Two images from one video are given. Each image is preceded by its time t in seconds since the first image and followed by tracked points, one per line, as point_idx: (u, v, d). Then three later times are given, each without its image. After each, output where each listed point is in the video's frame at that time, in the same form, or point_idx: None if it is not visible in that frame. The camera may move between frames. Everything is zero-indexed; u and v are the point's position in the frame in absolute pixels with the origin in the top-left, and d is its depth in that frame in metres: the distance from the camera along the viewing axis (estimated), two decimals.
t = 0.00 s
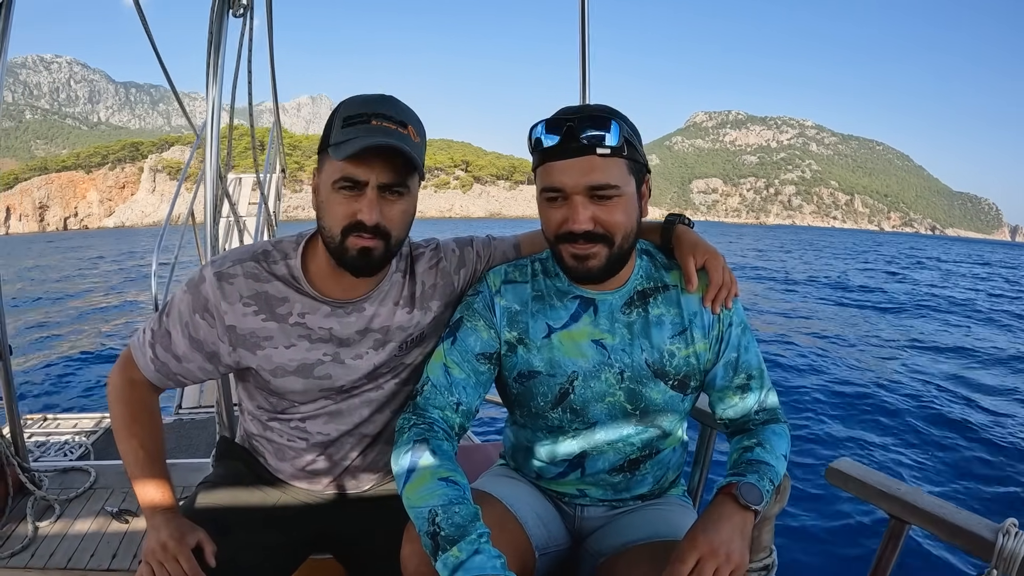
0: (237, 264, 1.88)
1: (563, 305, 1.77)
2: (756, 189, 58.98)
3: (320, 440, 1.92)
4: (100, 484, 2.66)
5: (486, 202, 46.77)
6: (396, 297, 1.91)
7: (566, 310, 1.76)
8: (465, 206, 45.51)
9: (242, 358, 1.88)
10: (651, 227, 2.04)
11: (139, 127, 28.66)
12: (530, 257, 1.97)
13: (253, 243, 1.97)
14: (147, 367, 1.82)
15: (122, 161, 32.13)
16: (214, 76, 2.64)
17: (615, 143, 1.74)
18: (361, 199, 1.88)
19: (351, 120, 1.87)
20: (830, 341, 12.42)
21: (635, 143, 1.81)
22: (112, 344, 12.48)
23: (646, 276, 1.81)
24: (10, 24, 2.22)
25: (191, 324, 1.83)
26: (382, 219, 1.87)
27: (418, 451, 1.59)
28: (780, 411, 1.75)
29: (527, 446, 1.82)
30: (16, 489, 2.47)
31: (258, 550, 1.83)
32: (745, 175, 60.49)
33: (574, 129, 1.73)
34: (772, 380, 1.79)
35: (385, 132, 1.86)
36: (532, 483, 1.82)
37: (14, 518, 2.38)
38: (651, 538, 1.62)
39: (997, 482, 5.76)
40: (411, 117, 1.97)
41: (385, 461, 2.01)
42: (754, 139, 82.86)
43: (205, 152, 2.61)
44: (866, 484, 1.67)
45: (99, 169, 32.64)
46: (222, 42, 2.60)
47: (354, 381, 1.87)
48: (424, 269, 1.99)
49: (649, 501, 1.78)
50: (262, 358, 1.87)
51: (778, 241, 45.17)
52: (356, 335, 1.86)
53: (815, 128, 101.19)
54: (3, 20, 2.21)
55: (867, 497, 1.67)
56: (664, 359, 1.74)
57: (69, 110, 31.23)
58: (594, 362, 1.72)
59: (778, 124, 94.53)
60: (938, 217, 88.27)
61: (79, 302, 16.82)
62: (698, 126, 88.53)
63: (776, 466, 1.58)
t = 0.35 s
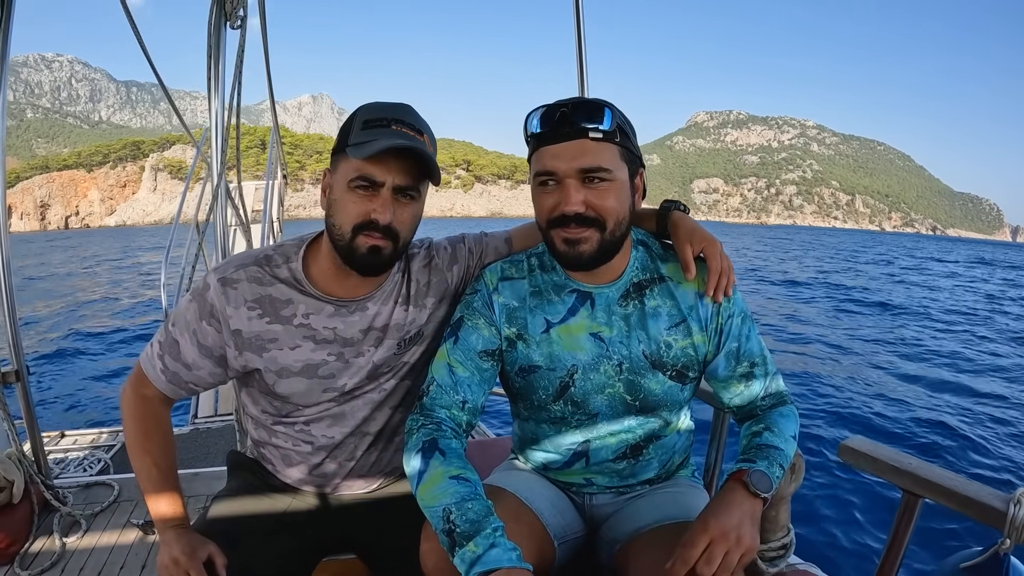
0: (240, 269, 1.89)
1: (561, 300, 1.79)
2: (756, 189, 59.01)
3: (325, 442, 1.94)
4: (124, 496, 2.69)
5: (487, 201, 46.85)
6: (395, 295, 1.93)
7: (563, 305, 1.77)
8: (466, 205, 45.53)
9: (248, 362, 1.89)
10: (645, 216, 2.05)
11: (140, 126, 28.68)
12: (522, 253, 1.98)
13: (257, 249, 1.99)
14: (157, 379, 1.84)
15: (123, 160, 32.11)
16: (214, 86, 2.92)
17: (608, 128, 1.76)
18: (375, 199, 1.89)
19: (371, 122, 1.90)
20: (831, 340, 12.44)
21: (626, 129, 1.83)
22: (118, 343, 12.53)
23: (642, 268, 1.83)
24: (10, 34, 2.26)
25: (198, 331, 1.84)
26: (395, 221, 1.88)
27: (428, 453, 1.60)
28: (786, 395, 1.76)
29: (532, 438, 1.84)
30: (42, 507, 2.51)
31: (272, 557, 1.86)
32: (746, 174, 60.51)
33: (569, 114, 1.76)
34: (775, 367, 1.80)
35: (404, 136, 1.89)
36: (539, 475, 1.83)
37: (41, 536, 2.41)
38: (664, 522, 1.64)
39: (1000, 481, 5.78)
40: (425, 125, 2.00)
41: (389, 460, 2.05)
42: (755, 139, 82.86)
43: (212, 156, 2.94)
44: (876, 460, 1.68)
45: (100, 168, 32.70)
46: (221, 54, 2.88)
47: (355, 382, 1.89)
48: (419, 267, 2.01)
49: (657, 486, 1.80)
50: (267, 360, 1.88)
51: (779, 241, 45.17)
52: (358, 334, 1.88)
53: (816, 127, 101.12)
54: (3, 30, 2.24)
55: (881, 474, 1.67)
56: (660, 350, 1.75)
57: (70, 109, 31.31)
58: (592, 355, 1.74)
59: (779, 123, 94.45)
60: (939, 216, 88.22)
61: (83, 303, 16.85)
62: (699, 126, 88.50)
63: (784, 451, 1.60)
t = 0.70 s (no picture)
0: (244, 275, 1.90)
1: (568, 301, 1.79)
2: (758, 189, 58.95)
3: (333, 444, 1.95)
4: (132, 496, 2.69)
5: (488, 200, 46.81)
6: (401, 298, 1.94)
7: (570, 307, 1.78)
8: (468, 205, 45.51)
9: (253, 366, 1.90)
10: (651, 217, 2.06)
11: (141, 124, 28.62)
12: (528, 254, 2.00)
13: (259, 252, 1.99)
14: (161, 383, 1.85)
15: (125, 158, 32.02)
16: (224, 89, 2.97)
17: (610, 133, 1.77)
18: (377, 222, 1.86)
19: (372, 140, 1.88)
20: (833, 340, 12.43)
21: (630, 131, 1.83)
22: (120, 342, 12.52)
23: (649, 270, 1.83)
24: (19, 34, 2.27)
25: (201, 336, 1.85)
26: (396, 243, 1.86)
27: (437, 454, 1.61)
28: (794, 395, 1.75)
29: (539, 438, 1.85)
30: (50, 506, 2.51)
31: (285, 553, 1.87)
32: (748, 174, 60.45)
33: (571, 118, 1.77)
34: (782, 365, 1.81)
35: (406, 158, 1.87)
36: (549, 475, 1.84)
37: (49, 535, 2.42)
38: (673, 520, 1.65)
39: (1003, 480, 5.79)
40: (430, 137, 1.98)
41: (399, 460, 2.06)
42: (757, 138, 82.75)
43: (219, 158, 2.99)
44: (882, 457, 1.69)
45: (102, 167, 32.71)
46: (229, 58, 2.92)
47: (362, 384, 1.90)
48: (425, 269, 2.02)
49: (666, 484, 1.81)
50: (273, 364, 1.89)
51: (780, 241, 45.10)
52: (364, 338, 1.89)
53: (818, 127, 100.93)
54: (11, 29, 2.25)
55: (886, 470, 1.68)
56: (668, 352, 1.76)
57: (71, 108, 31.35)
58: (600, 357, 1.75)
59: (781, 123, 94.31)
60: (941, 216, 88.08)
61: (85, 301, 16.83)
62: (700, 125, 88.39)
63: (792, 450, 1.61)
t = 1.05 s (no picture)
0: (246, 278, 1.90)
1: (573, 310, 1.79)
2: (759, 189, 58.90)
3: (334, 449, 1.95)
4: (124, 488, 2.68)
5: (489, 200, 46.84)
6: (407, 307, 1.93)
7: (575, 315, 1.78)
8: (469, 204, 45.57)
9: (252, 372, 1.90)
10: (659, 228, 2.05)
11: (143, 124, 28.66)
12: (536, 261, 1.99)
13: (261, 255, 1.99)
14: (156, 380, 1.85)
15: (127, 158, 32.03)
16: (231, 84, 2.82)
17: (621, 142, 1.77)
18: (377, 248, 1.84)
19: (371, 165, 1.85)
20: (834, 340, 12.43)
21: (640, 141, 1.84)
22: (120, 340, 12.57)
23: (654, 280, 1.83)
24: (30, 22, 2.22)
25: (200, 338, 1.85)
26: (396, 269, 1.84)
27: (433, 455, 1.61)
28: (794, 411, 1.75)
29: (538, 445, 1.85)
30: (42, 495, 2.49)
31: (280, 549, 1.87)
32: (749, 174, 60.39)
33: (582, 128, 1.77)
34: (786, 380, 1.80)
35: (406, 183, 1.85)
36: (546, 482, 1.84)
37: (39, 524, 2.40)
38: (668, 532, 1.65)
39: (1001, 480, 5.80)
40: (433, 160, 1.93)
41: (399, 467, 2.05)
42: (758, 138, 82.73)
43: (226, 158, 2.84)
44: (875, 471, 1.68)
45: (103, 166, 32.75)
46: (238, 52, 2.80)
47: (365, 391, 1.90)
48: (433, 277, 2.02)
49: (663, 495, 1.80)
50: (273, 371, 1.89)
51: (781, 241, 45.06)
52: (367, 346, 1.89)
53: (819, 127, 100.81)
54: (23, 17, 2.20)
55: (878, 486, 1.68)
56: (673, 362, 1.76)
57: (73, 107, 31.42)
58: (604, 366, 1.74)
59: (783, 122, 94.19)
60: (942, 216, 88.00)
61: (86, 300, 16.88)
62: (701, 125, 88.32)
63: (789, 462, 1.60)
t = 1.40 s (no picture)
0: (250, 269, 1.91)
1: (570, 315, 1.79)
2: (760, 189, 58.85)
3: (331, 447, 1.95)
4: (113, 478, 2.68)
5: (490, 200, 46.94)
6: (408, 305, 1.94)
7: (573, 321, 1.78)
8: (470, 205, 45.55)
9: (251, 363, 1.90)
10: (658, 238, 2.04)
11: (144, 124, 28.71)
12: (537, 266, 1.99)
13: (266, 247, 2.01)
14: (154, 366, 1.86)
15: (128, 158, 32.04)
16: (235, 80, 2.71)
17: (617, 146, 1.77)
18: (370, 207, 1.90)
19: (354, 130, 1.91)
20: (833, 340, 12.43)
21: (635, 147, 1.84)
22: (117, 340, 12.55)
23: (652, 286, 1.83)
24: (38, 10, 2.22)
25: (201, 327, 1.86)
26: (392, 225, 1.89)
27: (423, 453, 1.62)
28: (787, 422, 1.75)
29: (534, 449, 1.85)
30: (31, 482, 2.50)
31: (269, 545, 1.87)
32: (749, 174, 60.35)
33: (579, 133, 1.77)
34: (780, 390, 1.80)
35: (389, 138, 1.89)
36: (538, 487, 1.85)
37: (27, 511, 2.40)
38: (657, 539, 1.65)
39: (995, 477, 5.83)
40: (415, 123, 2.00)
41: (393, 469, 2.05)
42: (759, 138, 82.77)
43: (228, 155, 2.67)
44: (864, 487, 1.69)
45: (104, 166, 32.67)
46: (243, 47, 2.69)
47: (364, 389, 1.90)
48: (435, 277, 2.02)
49: (654, 504, 1.81)
50: (273, 363, 1.89)
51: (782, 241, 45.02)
52: (367, 342, 1.89)
53: (820, 127, 100.77)
54: (30, 4, 2.20)
55: (868, 501, 1.68)
56: (669, 369, 1.76)
57: (74, 107, 31.37)
58: (600, 372, 1.75)
59: (783, 123, 94.16)
60: (942, 216, 87.99)
61: (86, 299, 16.93)
62: (702, 126, 88.23)
63: (779, 473, 1.61)
